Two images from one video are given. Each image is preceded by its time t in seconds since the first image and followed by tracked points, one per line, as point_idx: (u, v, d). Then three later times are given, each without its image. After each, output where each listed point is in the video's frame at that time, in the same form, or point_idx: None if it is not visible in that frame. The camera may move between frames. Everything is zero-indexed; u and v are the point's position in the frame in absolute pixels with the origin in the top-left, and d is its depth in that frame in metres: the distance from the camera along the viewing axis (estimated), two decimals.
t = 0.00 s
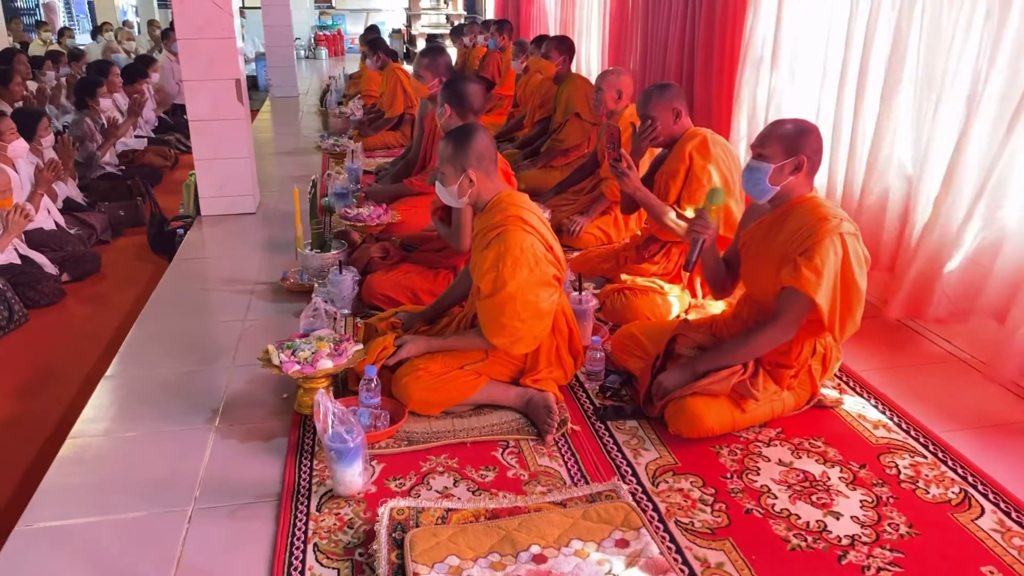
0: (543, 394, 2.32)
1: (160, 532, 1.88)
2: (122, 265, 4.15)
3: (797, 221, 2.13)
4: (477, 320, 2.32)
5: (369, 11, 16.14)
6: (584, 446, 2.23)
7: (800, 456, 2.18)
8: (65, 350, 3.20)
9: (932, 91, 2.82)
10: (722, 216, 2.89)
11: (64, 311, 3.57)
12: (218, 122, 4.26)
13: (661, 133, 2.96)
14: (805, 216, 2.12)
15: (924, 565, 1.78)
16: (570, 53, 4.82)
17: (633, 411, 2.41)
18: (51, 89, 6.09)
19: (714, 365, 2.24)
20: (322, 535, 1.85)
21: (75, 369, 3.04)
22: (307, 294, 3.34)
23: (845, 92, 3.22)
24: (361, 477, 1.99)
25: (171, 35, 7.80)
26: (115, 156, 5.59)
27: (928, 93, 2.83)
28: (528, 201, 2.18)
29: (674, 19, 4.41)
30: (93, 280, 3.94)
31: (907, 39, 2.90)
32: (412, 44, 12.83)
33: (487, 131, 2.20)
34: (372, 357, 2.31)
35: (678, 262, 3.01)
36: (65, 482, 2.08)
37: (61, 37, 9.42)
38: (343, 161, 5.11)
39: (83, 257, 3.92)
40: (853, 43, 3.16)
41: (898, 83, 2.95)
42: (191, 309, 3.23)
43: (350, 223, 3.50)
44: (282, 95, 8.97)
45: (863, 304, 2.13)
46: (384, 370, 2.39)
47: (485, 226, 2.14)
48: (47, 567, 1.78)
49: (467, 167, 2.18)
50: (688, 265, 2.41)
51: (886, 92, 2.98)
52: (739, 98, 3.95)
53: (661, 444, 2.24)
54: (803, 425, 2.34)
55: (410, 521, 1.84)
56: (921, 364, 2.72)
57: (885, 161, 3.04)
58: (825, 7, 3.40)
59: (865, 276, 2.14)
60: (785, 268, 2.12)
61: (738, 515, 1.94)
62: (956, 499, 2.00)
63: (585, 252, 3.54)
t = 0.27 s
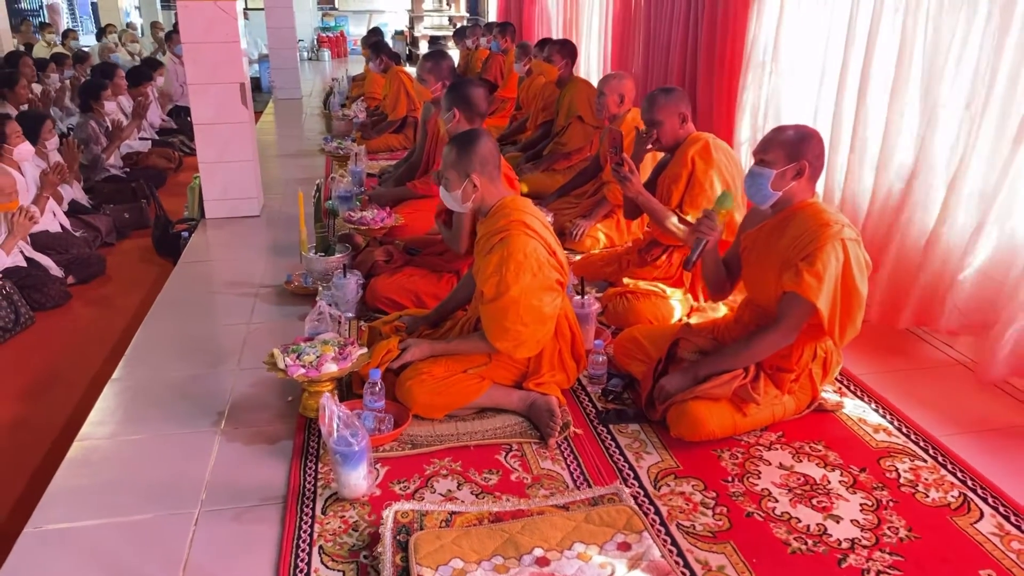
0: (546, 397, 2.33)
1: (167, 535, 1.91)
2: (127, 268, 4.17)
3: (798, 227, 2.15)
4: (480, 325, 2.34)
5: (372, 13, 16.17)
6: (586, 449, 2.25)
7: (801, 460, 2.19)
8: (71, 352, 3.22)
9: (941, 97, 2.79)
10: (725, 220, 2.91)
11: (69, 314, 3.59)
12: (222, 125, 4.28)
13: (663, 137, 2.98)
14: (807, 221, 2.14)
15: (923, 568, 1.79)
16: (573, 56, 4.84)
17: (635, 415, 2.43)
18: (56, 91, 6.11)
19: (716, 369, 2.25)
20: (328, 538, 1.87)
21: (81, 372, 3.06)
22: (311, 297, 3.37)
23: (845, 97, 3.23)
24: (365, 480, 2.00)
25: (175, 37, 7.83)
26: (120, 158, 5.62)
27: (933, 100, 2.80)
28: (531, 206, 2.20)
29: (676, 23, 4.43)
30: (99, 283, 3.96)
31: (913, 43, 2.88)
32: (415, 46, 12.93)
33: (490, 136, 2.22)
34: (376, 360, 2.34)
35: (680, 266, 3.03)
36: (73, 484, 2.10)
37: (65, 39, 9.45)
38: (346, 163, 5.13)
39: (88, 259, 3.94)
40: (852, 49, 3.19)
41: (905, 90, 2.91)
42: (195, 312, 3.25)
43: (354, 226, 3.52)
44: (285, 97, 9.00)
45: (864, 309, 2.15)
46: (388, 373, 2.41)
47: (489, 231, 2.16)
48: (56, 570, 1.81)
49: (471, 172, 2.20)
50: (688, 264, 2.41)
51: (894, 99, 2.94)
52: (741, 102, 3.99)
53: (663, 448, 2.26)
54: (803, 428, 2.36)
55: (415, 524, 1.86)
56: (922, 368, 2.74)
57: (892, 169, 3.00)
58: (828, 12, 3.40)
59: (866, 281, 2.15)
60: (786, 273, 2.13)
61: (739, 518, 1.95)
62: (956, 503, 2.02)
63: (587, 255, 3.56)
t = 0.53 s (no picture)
0: (546, 394, 2.36)
1: (171, 529, 1.93)
2: (130, 267, 4.20)
3: (796, 226, 2.17)
4: (481, 322, 2.37)
5: (374, 13, 16.21)
6: (585, 445, 2.27)
7: (798, 456, 2.22)
8: (75, 350, 3.25)
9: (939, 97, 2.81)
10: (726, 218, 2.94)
11: (74, 312, 3.62)
12: (225, 125, 4.30)
13: (663, 137, 3.00)
14: (804, 220, 2.16)
15: (918, 563, 1.82)
16: (574, 57, 4.87)
17: (634, 412, 2.45)
18: (59, 91, 6.13)
19: (714, 367, 2.27)
20: (329, 532, 1.89)
21: (86, 370, 3.09)
22: (313, 296, 3.40)
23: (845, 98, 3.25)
24: (367, 475, 2.03)
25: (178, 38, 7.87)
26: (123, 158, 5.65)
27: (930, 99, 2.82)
28: (530, 205, 2.22)
29: (677, 24, 4.45)
30: (103, 282, 3.99)
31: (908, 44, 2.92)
32: (417, 46, 12.97)
33: (492, 136, 2.24)
34: (378, 358, 2.36)
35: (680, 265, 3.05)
36: (78, 480, 2.13)
37: (69, 39, 9.50)
38: (348, 163, 5.15)
39: (92, 258, 3.97)
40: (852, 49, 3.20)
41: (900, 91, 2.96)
42: (198, 310, 3.28)
43: (356, 226, 3.55)
44: (288, 97, 9.03)
45: (860, 307, 2.18)
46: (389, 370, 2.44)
47: (489, 230, 2.18)
48: (62, 563, 1.83)
49: (471, 171, 2.22)
50: (687, 258, 2.40)
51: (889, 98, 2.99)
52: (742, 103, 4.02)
53: (661, 444, 2.28)
54: (801, 425, 2.38)
55: (415, 518, 1.88)
56: (920, 366, 2.76)
57: (886, 167, 3.05)
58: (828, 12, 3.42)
59: (863, 280, 2.18)
60: (784, 271, 2.16)
61: (735, 514, 1.98)
62: (950, 499, 2.04)
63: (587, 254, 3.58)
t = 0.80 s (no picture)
0: (544, 387, 2.39)
1: (175, 518, 1.97)
2: (134, 264, 4.24)
3: (791, 221, 2.20)
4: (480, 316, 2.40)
5: (376, 14, 16.27)
6: (582, 437, 2.30)
7: (792, 448, 2.25)
8: (79, 345, 3.29)
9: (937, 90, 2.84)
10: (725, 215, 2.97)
11: (78, 308, 3.65)
12: (228, 124, 4.34)
13: (661, 134, 3.03)
14: (799, 216, 2.19)
15: (909, 551, 1.85)
16: (574, 56, 4.91)
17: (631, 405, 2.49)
18: (63, 90, 6.17)
19: (710, 360, 2.31)
20: (331, 521, 1.93)
21: (90, 365, 3.13)
22: (315, 292, 3.43)
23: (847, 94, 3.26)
24: (367, 465, 2.07)
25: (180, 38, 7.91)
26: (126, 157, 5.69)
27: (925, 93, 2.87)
28: (528, 200, 2.25)
29: (676, 24, 4.49)
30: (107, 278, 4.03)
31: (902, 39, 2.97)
32: (418, 46, 13.05)
33: (494, 131, 2.27)
34: (379, 350, 2.38)
35: (677, 261, 3.08)
36: (83, 470, 2.16)
37: (72, 39, 9.55)
38: (350, 162, 5.19)
39: (96, 255, 4.01)
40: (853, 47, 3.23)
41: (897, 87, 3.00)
42: (201, 306, 3.32)
43: (357, 223, 3.58)
44: (289, 97, 9.08)
45: (854, 301, 2.21)
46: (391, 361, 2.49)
47: (487, 225, 2.21)
48: (69, 551, 1.87)
49: (470, 165, 2.26)
50: (685, 253, 2.44)
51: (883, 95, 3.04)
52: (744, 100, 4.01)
53: (658, 436, 2.32)
54: (795, 418, 2.41)
55: (415, 507, 1.92)
56: (915, 361, 2.80)
57: (882, 161, 3.10)
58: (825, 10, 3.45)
59: (857, 275, 2.21)
60: (779, 265, 2.19)
61: (730, 503, 2.01)
62: (942, 489, 2.07)
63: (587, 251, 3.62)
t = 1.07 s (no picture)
0: (545, 384, 2.44)
1: (184, 511, 2.01)
2: (138, 264, 4.28)
3: (787, 221, 2.24)
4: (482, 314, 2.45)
5: (377, 15, 16.33)
6: (583, 433, 2.34)
7: (789, 444, 2.29)
8: (86, 343, 3.33)
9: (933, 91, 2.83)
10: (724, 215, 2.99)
11: (84, 307, 3.70)
12: (232, 125, 4.39)
13: (660, 136, 3.08)
14: (795, 216, 2.23)
15: (902, 543, 1.89)
16: (574, 58, 4.95)
17: (630, 401, 2.53)
18: (67, 92, 6.22)
19: (708, 357, 2.35)
20: (336, 514, 1.97)
21: (97, 362, 3.17)
22: (318, 291, 3.47)
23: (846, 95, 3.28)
24: (372, 460, 2.11)
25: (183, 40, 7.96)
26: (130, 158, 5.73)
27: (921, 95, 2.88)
28: (529, 200, 2.29)
29: (675, 27, 4.53)
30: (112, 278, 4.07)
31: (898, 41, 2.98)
32: (419, 48, 13.13)
33: (498, 131, 2.32)
34: (382, 347, 2.45)
35: (676, 260, 3.12)
36: (93, 464, 2.20)
37: (75, 41, 9.60)
38: (352, 163, 5.23)
39: (102, 255, 4.05)
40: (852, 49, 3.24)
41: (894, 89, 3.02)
42: (206, 305, 3.36)
43: (360, 223, 3.63)
44: (291, 98, 9.13)
45: (849, 299, 2.25)
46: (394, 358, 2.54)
47: (488, 224, 2.25)
48: (81, 543, 1.91)
49: (474, 163, 2.30)
50: (685, 253, 2.44)
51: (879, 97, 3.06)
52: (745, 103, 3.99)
53: (657, 432, 2.36)
54: (792, 414, 2.45)
55: (419, 500, 1.97)
56: (910, 360, 2.84)
57: (878, 163, 3.12)
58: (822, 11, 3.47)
59: (852, 273, 2.25)
60: (776, 264, 2.23)
61: (727, 497, 2.05)
62: (935, 483, 2.12)
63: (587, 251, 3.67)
